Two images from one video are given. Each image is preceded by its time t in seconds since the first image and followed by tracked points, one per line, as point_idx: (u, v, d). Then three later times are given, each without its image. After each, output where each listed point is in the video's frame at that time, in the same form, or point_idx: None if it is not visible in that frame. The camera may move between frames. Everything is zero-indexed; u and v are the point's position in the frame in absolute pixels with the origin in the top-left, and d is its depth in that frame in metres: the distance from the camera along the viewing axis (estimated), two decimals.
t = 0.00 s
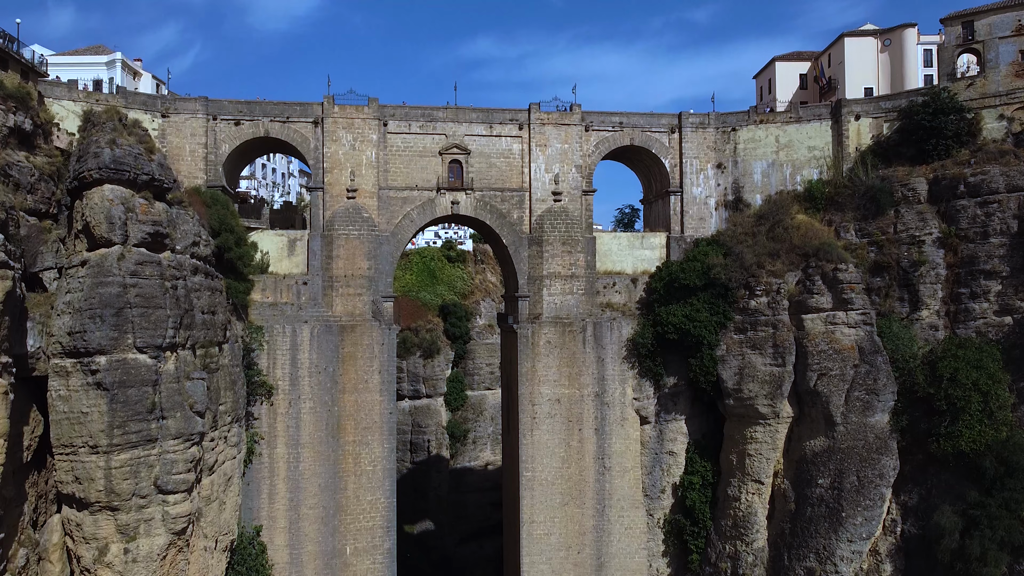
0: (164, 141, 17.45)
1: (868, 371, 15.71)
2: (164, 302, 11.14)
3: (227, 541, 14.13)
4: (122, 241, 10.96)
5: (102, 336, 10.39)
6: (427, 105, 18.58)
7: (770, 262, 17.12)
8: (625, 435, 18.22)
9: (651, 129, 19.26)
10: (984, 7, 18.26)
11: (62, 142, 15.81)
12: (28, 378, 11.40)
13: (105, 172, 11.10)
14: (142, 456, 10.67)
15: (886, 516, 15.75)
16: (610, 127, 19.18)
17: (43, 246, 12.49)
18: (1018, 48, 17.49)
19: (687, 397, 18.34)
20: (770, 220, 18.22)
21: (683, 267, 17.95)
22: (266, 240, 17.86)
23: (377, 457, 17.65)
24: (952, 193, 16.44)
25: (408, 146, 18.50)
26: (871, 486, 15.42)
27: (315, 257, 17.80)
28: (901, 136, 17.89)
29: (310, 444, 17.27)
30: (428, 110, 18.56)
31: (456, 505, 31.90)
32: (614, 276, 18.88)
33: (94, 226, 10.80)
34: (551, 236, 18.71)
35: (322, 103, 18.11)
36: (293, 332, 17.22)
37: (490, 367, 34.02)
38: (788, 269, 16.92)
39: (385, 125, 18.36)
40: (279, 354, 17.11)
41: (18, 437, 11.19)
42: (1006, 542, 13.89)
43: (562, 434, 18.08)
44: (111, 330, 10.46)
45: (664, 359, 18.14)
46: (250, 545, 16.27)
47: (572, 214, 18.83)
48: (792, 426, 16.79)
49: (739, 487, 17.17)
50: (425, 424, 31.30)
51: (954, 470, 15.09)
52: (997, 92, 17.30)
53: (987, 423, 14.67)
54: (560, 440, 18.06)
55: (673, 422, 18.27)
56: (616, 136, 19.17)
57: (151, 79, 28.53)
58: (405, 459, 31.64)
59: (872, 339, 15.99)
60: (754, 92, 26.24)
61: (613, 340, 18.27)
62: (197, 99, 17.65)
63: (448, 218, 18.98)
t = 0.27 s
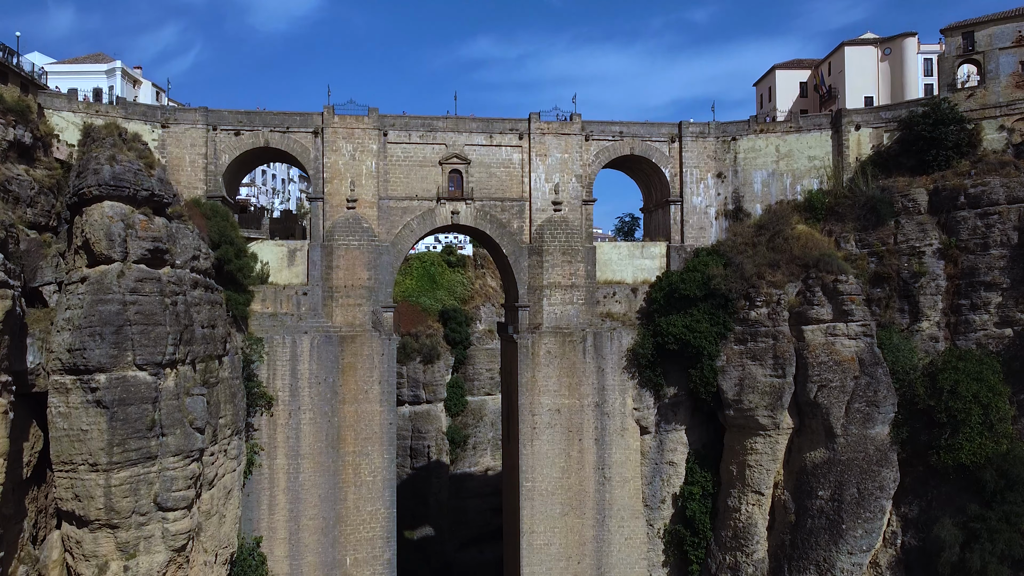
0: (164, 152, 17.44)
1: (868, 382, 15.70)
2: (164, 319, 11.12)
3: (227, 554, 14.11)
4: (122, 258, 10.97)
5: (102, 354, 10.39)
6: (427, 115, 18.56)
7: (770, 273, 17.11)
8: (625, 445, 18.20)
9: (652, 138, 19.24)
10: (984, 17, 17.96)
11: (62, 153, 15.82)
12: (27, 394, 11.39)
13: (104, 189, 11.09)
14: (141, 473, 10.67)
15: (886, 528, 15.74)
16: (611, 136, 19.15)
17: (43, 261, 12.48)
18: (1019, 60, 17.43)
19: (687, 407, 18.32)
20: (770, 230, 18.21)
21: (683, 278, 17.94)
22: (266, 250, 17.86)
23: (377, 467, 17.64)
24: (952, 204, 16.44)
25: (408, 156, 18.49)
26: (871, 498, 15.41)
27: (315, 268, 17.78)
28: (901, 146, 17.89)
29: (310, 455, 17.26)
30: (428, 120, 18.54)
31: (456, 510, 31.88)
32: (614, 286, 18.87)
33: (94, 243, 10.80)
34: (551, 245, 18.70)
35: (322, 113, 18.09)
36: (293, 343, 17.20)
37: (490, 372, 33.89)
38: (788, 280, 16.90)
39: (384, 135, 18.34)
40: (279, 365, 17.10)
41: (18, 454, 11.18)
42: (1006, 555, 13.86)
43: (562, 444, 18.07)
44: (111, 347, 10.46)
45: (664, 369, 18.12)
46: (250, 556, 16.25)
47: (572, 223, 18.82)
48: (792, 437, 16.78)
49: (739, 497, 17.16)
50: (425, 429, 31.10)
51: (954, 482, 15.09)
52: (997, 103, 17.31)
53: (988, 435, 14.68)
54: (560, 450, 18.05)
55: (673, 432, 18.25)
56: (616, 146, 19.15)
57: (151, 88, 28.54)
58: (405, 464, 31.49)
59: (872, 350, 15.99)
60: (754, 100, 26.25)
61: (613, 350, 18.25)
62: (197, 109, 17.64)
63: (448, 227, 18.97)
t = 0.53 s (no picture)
0: (164, 162, 17.42)
1: (868, 394, 15.69)
2: (163, 335, 11.12)
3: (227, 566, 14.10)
4: (122, 274, 10.97)
5: (101, 371, 10.39)
6: (427, 124, 18.55)
7: (770, 283, 17.09)
8: (625, 454, 18.19)
9: (651, 147, 19.21)
10: (984, 28, 18.23)
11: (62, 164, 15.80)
12: (27, 409, 11.38)
13: (104, 206, 11.09)
14: (141, 489, 10.66)
15: (886, 540, 15.75)
16: (610, 145, 19.13)
17: (42, 274, 12.47)
18: (1019, 70, 17.55)
19: (687, 416, 18.31)
20: (770, 239, 18.17)
21: (682, 287, 17.93)
22: (266, 259, 17.84)
23: (376, 477, 17.64)
24: (952, 214, 16.43)
25: (408, 165, 18.48)
26: (871, 509, 15.42)
27: (315, 277, 17.78)
28: (901, 156, 17.84)
29: (310, 465, 17.25)
30: (428, 129, 18.53)
31: (456, 515, 31.67)
32: (613, 295, 18.87)
33: (93, 259, 10.81)
34: (551, 255, 18.69)
35: (322, 123, 18.08)
36: (293, 353, 17.17)
37: (490, 377, 33.82)
38: (788, 290, 16.89)
39: (384, 144, 18.32)
40: (279, 375, 17.09)
41: (18, 469, 11.17)
42: (1006, 568, 13.81)
43: (562, 453, 18.06)
44: (111, 364, 10.46)
45: (664, 379, 18.11)
46: (250, 567, 16.25)
47: (572, 232, 18.81)
48: (792, 448, 16.77)
49: (739, 508, 17.15)
50: (425, 435, 30.97)
51: (954, 494, 15.10)
52: (997, 113, 17.30)
53: (988, 447, 14.70)
54: (560, 460, 18.04)
55: (673, 441, 18.24)
56: (616, 155, 19.12)
57: (150, 95, 28.55)
58: (405, 469, 31.38)
59: (872, 361, 15.99)
60: (754, 107, 26.26)
61: (613, 359, 18.22)
62: (197, 119, 17.62)
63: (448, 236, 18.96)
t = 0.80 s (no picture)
0: (164, 173, 17.41)
1: (868, 406, 15.71)
2: (163, 352, 11.12)
3: None
4: (122, 291, 10.99)
5: (101, 389, 10.41)
6: (427, 134, 18.55)
7: (770, 294, 17.08)
8: (625, 464, 18.19)
9: (651, 157, 19.21)
10: (983, 39, 18.05)
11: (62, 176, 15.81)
12: (27, 425, 11.38)
13: (104, 223, 11.10)
14: (141, 507, 10.67)
15: (886, 551, 15.77)
16: (610, 155, 19.13)
17: (43, 289, 12.47)
18: (1019, 81, 17.44)
19: (687, 427, 18.31)
20: (770, 249, 18.16)
21: (682, 298, 17.94)
22: (266, 270, 17.88)
23: (376, 487, 17.64)
24: (952, 226, 16.44)
25: (408, 175, 18.48)
26: (871, 521, 15.43)
27: (315, 288, 17.80)
28: (900, 166, 17.85)
29: (310, 475, 17.26)
30: (428, 140, 18.53)
31: (456, 521, 31.53)
32: (613, 305, 18.88)
33: (93, 277, 10.83)
34: (551, 265, 18.70)
35: (322, 133, 18.08)
36: (293, 364, 17.17)
37: (489, 382, 33.61)
38: (788, 301, 16.88)
39: (384, 154, 18.32)
40: (279, 386, 17.10)
41: (18, 485, 11.18)
42: None
43: (562, 464, 18.06)
44: (111, 382, 10.47)
45: (664, 389, 18.11)
46: None
47: (572, 242, 18.81)
48: (792, 459, 16.78)
49: (738, 518, 17.16)
50: (424, 440, 30.72)
51: (954, 505, 15.14)
52: (997, 125, 17.32)
53: (987, 460, 14.71)
54: (560, 470, 18.04)
55: (673, 452, 18.24)
56: (616, 164, 19.12)
57: (150, 103, 28.56)
58: (405, 475, 31.12)
59: (872, 373, 16.00)
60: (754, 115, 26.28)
61: (613, 369, 18.22)
62: (197, 130, 17.62)
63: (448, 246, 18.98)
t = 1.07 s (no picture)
0: (164, 184, 17.40)
1: (867, 417, 15.72)
2: (163, 370, 11.13)
3: None
4: (122, 308, 11.01)
5: (101, 407, 10.43)
6: (426, 144, 18.54)
7: (769, 305, 17.07)
8: (625, 475, 18.19)
9: (651, 166, 19.19)
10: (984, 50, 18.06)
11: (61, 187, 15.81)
12: (26, 442, 11.37)
13: (103, 240, 11.13)
14: (140, 524, 10.69)
15: (885, 562, 15.81)
16: (610, 165, 19.12)
17: (43, 305, 12.46)
18: (1018, 92, 17.51)
19: (686, 437, 18.32)
20: (770, 259, 18.15)
21: (682, 308, 17.95)
22: (265, 280, 17.91)
23: (376, 498, 17.63)
24: (951, 236, 16.44)
25: (408, 185, 18.48)
26: (871, 533, 15.45)
27: (315, 298, 17.82)
28: (901, 177, 17.87)
29: (310, 486, 17.26)
30: (428, 149, 18.53)
31: (456, 527, 31.40)
32: (613, 314, 18.89)
33: (92, 294, 10.86)
34: (551, 275, 18.69)
35: (322, 143, 18.08)
36: (293, 374, 17.17)
37: (489, 388, 33.33)
38: (787, 312, 16.88)
39: (384, 164, 18.31)
40: (278, 397, 17.09)
41: (17, 501, 11.16)
42: None
43: (562, 474, 18.06)
44: (110, 400, 10.49)
45: (664, 399, 18.11)
46: None
47: (572, 252, 18.82)
48: (791, 470, 16.79)
49: (738, 529, 17.18)
50: (424, 446, 30.44)
51: (954, 517, 15.16)
52: (997, 135, 17.34)
53: (988, 472, 14.73)
54: (560, 480, 18.05)
55: (673, 462, 18.25)
56: (616, 174, 19.12)
57: (149, 111, 28.59)
58: (405, 480, 30.62)
59: (871, 385, 16.01)
60: (754, 122, 26.26)
61: (613, 380, 18.21)
62: (197, 140, 17.61)
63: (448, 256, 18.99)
